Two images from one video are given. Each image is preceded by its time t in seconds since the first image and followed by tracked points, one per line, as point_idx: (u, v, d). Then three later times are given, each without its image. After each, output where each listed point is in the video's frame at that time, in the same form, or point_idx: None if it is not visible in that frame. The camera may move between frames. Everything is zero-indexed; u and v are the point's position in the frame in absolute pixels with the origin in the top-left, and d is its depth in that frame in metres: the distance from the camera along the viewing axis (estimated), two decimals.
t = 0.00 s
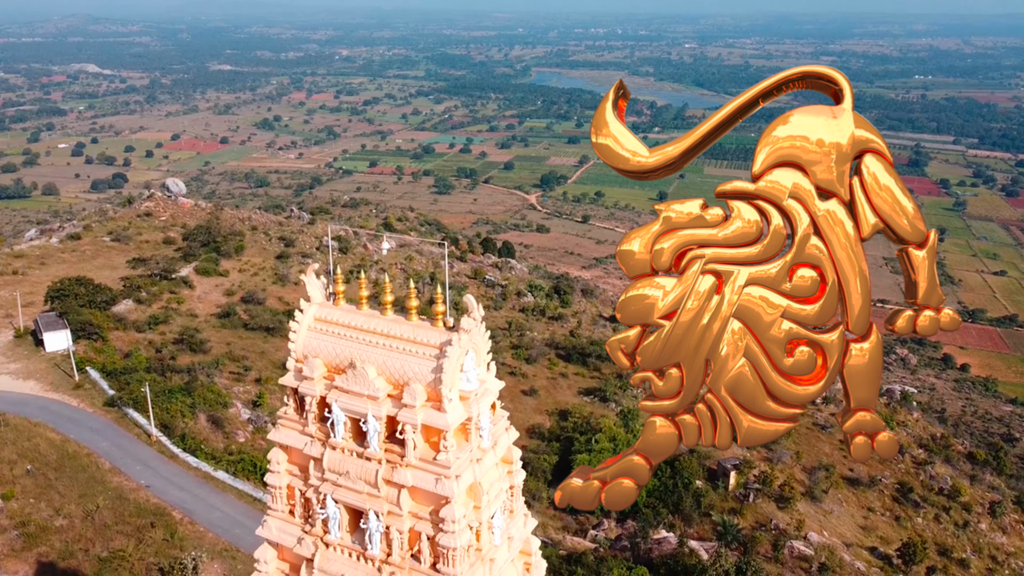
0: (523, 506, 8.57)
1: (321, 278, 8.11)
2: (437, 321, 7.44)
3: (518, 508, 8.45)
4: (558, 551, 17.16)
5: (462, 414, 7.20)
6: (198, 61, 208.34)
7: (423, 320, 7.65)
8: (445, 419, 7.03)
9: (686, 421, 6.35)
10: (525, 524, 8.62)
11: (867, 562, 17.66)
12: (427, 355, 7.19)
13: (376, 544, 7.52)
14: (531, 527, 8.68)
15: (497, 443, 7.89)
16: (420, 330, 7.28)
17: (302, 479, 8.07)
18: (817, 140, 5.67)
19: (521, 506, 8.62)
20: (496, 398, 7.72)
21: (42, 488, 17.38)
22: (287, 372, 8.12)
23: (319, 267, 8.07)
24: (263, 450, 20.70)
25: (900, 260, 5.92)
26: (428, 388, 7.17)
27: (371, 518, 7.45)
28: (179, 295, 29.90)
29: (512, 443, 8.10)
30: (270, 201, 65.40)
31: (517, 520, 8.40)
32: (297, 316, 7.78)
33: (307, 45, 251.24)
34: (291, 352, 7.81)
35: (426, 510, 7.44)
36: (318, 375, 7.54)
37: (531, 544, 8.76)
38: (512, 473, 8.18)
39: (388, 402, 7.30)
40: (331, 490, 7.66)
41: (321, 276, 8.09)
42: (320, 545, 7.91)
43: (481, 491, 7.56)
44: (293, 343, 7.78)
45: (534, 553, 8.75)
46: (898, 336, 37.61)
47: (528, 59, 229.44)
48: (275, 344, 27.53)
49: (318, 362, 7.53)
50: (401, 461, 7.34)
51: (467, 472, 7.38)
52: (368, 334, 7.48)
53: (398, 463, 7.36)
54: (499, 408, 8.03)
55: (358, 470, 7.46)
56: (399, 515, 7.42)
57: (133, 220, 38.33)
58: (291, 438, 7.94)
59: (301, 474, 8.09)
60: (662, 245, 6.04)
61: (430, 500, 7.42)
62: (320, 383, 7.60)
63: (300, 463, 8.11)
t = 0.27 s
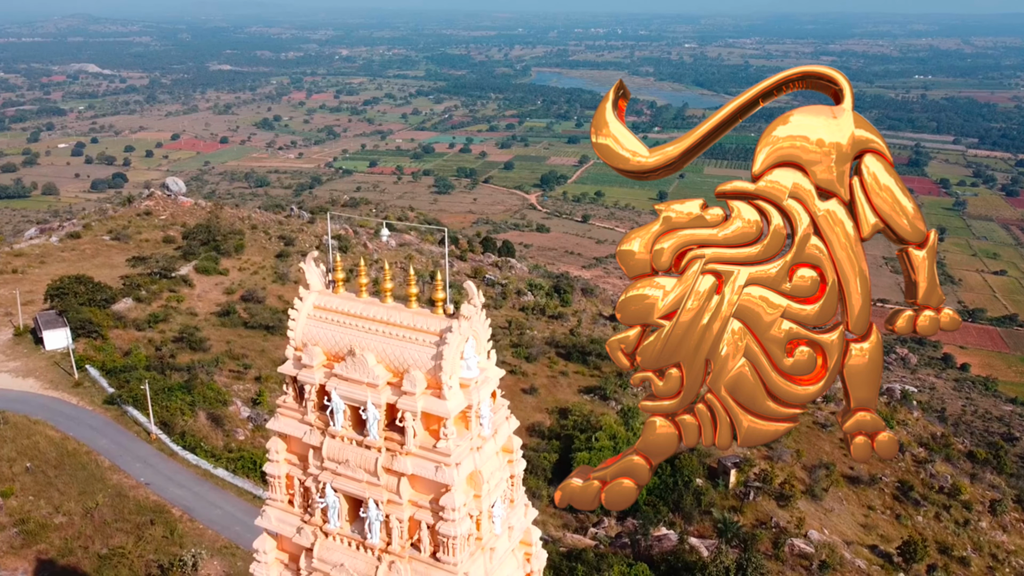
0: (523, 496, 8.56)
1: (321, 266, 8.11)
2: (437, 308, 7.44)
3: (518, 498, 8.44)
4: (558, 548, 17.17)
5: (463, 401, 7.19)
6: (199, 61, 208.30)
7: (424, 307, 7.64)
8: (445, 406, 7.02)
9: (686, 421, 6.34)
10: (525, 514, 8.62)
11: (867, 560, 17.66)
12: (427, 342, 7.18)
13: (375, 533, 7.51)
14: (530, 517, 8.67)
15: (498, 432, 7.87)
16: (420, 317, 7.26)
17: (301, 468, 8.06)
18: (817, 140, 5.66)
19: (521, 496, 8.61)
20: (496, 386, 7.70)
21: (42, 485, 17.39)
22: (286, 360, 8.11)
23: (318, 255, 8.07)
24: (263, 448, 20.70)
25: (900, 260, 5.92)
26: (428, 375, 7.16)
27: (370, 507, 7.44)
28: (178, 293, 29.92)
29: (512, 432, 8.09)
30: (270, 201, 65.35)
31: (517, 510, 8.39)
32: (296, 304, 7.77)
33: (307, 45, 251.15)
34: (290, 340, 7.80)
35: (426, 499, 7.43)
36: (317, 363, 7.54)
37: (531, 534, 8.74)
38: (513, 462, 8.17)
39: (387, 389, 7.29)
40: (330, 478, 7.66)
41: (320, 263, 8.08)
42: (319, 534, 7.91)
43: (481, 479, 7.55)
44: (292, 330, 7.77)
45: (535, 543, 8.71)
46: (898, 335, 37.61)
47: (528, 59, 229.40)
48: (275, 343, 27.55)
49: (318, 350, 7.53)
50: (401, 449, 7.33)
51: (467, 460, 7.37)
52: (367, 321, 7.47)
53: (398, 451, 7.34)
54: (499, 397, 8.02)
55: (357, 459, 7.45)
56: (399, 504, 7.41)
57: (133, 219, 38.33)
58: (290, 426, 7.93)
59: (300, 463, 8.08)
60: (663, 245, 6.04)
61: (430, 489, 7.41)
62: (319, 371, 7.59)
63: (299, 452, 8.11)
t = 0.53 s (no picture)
0: (524, 485, 8.55)
1: (320, 255, 8.10)
2: (437, 296, 7.42)
3: (519, 488, 8.42)
4: (558, 545, 17.19)
5: (463, 388, 7.17)
6: (199, 61, 208.19)
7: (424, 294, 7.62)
8: (445, 393, 7.00)
9: (686, 420, 6.35)
10: (526, 504, 8.60)
11: (868, 557, 17.66)
12: (427, 329, 7.16)
13: (375, 522, 7.51)
14: (531, 506, 8.63)
15: (498, 420, 7.86)
16: (419, 304, 7.26)
17: (300, 457, 8.06)
18: (817, 140, 5.67)
19: (522, 486, 8.57)
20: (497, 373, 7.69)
21: (40, 483, 17.34)
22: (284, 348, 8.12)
23: (318, 243, 8.06)
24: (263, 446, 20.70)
25: (900, 260, 5.92)
26: (428, 362, 7.15)
27: (370, 495, 7.44)
28: (178, 292, 29.95)
29: (513, 420, 8.07)
30: (270, 200, 65.34)
31: (518, 499, 8.36)
32: (294, 291, 7.77)
33: (307, 45, 251.12)
34: (288, 327, 7.80)
35: (426, 487, 7.42)
36: (316, 350, 7.53)
37: (532, 524, 8.71)
38: (513, 451, 8.16)
39: (387, 376, 7.28)
40: (329, 467, 7.65)
41: (320, 251, 8.07)
42: (319, 523, 7.91)
43: (481, 467, 7.53)
44: (291, 317, 7.77)
45: (536, 532, 8.68)
46: (897, 335, 37.61)
47: (528, 58, 229.35)
48: (275, 341, 27.56)
49: (316, 337, 7.53)
50: (400, 437, 7.32)
51: (467, 448, 7.36)
52: (366, 307, 7.47)
53: (398, 439, 7.32)
54: (499, 385, 7.99)
55: (356, 446, 7.44)
56: (399, 492, 7.41)
57: (133, 218, 38.33)
58: (289, 415, 7.93)
59: (299, 452, 8.07)
60: (663, 245, 6.04)
61: (430, 477, 7.40)
62: (318, 358, 7.58)
63: (298, 441, 8.10)
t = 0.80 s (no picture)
0: (524, 474, 8.52)
1: (319, 243, 8.09)
2: (436, 282, 7.39)
3: (519, 477, 8.39)
4: (558, 543, 17.19)
5: (462, 375, 7.14)
6: (199, 60, 208.09)
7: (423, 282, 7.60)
8: (445, 379, 6.96)
9: (686, 421, 6.34)
10: (526, 494, 8.56)
11: (869, 555, 17.67)
12: (427, 316, 7.14)
13: (374, 510, 7.47)
14: (532, 496, 8.60)
15: (497, 408, 7.84)
16: (419, 291, 7.22)
17: (299, 446, 8.01)
18: (817, 139, 5.66)
19: (523, 476, 8.54)
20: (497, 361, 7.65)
21: (40, 480, 17.34)
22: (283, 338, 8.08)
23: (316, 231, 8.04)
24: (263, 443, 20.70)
25: (900, 261, 5.92)
26: (428, 349, 7.12)
27: (369, 484, 7.40)
28: (178, 291, 29.97)
29: (513, 409, 8.04)
30: (270, 200, 65.34)
31: (518, 489, 8.33)
32: (293, 279, 7.75)
33: (307, 45, 251.07)
34: (287, 316, 7.77)
35: (426, 476, 7.39)
36: (314, 339, 7.51)
37: (532, 514, 8.68)
38: (513, 440, 8.14)
39: (386, 364, 7.26)
40: (328, 455, 7.61)
41: (319, 240, 8.05)
42: (317, 512, 7.88)
43: (481, 456, 7.51)
44: (290, 306, 7.74)
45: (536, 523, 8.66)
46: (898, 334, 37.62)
47: (528, 59, 229.36)
48: (275, 340, 27.57)
49: (315, 326, 7.50)
50: (400, 425, 7.28)
51: (467, 435, 7.32)
52: (365, 296, 7.45)
53: (397, 427, 7.29)
54: (499, 374, 7.97)
55: (355, 435, 7.41)
56: (398, 480, 7.37)
57: (132, 217, 38.35)
58: (288, 404, 7.89)
59: (298, 441, 8.03)
60: (663, 244, 6.04)
61: (430, 465, 7.37)
62: (317, 347, 7.55)
63: (297, 430, 8.07)
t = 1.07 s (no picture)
0: (524, 464, 8.49)
1: (317, 231, 8.08)
2: (436, 269, 7.38)
3: (519, 466, 8.36)
4: (559, 540, 17.19)
5: (462, 362, 7.13)
6: (199, 60, 208.08)
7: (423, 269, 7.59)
8: (445, 366, 6.96)
9: (686, 420, 6.34)
10: (527, 483, 8.55)
11: (869, 553, 17.69)
12: (426, 303, 7.14)
13: (374, 498, 7.46)
14: (532, 486, 8.58)
15: (498, 396, 7.81)
16: (419, 278, 7.22)
17: (298, 435, 8.01)
18: (817, 139, 5.66)
19: (523, 465, 8.52)
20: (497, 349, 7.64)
21: (39, 477, 17.33)
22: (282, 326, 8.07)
23: (314, 218, 8.02)
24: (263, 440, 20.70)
25: (900, 260, 5.92)
26: (427, 336, 7.12)
27: (368, 472, 7.38)
28: (177, 289, 30.00)
29: (513, 398, 8.04)
30: (270, 199, 65.37)
31: (518, 478, 8.31)
32: (292, 267, 7.74)
33: (307, 45, 251.03)
34: (286, 304, 7.76)
35: (425, 463, 7.37)
36: (313, 326, 7.51)
37: (532, 504, 8.65)
38: (513, 429, 8.13)
39: (386, 351, 7.24)
40: (328, 444, 7.59)
41: (317, 228, 8.05)
42: (316, 501, 7.87)
43: (481, 443, 7.49)
44: (288, 294, 7.74)
45: (536, 513, 8.62)
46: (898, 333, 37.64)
47: (528, 58, 229.40)
48: (275, 338, 27.62)
49: (314, 313, 7.51)
50: (399, 413, 7.27)
51: (467, 423, 7.30)
52: (364, 283, 7.44)
53: (396, 414, 7.27)
54: (499, 361, 7.97)
55: (355, 422, 7.40)
56: (397, 468, 7.35)
57: (132, 215, 38.38)
58: (286, 392, 7.89)
59: (296, 430, 8.04)
60: (663, 245, 6.04)
61: (429, 453, 7.35)
62: (316, 334, 7.56)
63: (296, 418, 8.05)
